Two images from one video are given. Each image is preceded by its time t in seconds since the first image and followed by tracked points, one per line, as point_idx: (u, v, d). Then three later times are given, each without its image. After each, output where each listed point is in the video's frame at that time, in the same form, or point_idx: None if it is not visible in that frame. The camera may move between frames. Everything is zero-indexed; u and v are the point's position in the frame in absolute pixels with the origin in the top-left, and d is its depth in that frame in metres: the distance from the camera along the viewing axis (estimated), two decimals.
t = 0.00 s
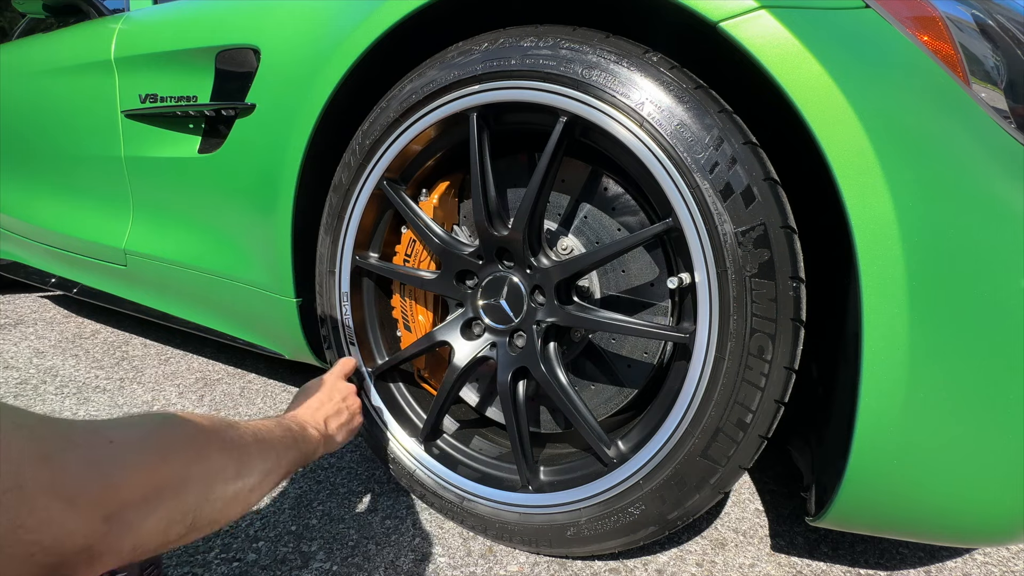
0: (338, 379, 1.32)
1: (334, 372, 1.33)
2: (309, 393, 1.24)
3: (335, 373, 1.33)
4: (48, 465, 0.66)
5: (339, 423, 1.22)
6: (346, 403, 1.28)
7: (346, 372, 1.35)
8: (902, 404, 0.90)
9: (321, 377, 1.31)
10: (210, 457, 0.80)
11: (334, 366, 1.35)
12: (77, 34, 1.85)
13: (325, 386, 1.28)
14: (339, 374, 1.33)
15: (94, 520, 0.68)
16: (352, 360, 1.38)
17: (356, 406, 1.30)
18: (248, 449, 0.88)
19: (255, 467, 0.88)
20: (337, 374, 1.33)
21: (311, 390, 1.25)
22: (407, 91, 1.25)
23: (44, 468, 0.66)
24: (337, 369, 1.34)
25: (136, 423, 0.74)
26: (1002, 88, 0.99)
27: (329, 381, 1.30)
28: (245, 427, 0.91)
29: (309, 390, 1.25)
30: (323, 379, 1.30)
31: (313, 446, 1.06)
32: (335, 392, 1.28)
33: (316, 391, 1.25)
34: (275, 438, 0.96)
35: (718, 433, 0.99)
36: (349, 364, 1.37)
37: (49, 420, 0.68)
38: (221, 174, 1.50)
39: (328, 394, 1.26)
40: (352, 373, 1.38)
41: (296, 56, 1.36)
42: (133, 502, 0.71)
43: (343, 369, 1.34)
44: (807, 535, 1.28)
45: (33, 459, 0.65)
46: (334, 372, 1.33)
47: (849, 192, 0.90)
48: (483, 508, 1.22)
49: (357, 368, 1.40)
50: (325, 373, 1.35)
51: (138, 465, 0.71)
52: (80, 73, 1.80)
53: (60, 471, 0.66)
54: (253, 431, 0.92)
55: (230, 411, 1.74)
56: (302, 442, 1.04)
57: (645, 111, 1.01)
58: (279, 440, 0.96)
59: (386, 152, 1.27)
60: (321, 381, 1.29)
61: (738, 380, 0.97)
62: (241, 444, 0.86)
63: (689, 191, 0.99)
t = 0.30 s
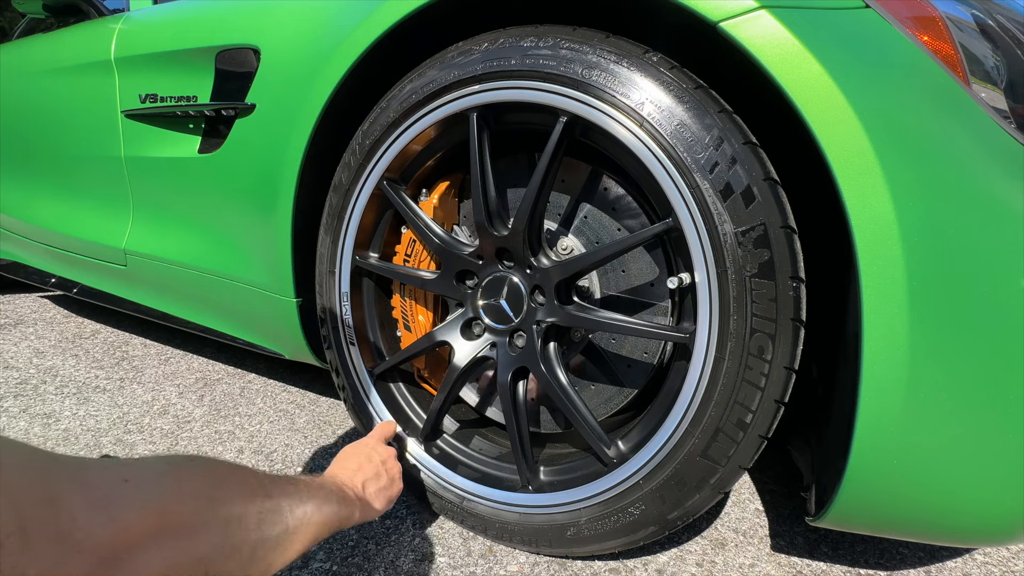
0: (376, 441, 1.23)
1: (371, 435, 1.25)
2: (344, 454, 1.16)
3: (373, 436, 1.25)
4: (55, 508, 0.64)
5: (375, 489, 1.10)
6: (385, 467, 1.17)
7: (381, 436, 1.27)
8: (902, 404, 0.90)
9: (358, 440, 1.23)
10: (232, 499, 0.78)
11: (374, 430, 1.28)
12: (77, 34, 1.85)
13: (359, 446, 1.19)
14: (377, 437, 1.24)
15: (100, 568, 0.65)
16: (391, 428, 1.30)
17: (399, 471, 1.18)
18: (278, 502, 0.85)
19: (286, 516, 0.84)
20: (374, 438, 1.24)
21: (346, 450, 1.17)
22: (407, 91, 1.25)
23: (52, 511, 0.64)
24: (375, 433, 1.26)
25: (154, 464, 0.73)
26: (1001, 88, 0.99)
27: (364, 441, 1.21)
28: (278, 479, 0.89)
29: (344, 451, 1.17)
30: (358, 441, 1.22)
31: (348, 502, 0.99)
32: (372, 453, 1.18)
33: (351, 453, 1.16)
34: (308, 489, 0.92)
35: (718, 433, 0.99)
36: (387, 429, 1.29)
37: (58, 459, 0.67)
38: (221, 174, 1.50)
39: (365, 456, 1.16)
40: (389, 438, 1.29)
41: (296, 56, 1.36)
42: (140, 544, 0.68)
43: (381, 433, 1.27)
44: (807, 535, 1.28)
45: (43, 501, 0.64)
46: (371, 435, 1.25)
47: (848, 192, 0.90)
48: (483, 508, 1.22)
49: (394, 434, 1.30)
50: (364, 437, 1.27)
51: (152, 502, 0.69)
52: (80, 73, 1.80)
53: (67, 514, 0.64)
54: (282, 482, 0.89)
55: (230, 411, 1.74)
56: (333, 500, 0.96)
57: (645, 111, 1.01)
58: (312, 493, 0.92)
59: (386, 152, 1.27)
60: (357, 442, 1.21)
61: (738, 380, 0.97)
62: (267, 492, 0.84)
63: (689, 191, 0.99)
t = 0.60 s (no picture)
0: (432, 490, 1.19)
1: (427, 483, 1.20)
2: (399, 505, 1.14)
3: (430, 483, 1.21)
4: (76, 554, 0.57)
5: (430, 542, 1.08)
6: (440, 517, 1.13)
7: (439, 483, 1.21)
8: (902, 404, 0.90)
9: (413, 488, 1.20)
10: (260, 552, 0.71)
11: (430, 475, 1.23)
12: (77, 34, 1.85)
13: (414, 495, 1.16)
14: (433, 484, 1.20)
15: None
16: (449, 473, 1.24)
17: (454, 524, 1.15)
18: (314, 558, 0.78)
19: (329, 565, 0.80)
20: (431, 486, 1.20)
21: (400, 500, 1.16)
22: (407, 91, 1.25)
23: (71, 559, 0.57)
24: (431, 479, 1.21)
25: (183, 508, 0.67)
26: (1002, 87, 0.99)
27: (420, 488, 1.18)
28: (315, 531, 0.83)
29: (399, 501, 1.15)
30: (413, 489, 1.19)
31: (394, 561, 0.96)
32: (427, 502, 1.15)
33: (405, 502, 1.14)
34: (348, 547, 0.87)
35: (718, 433, 0.99)
36: (444, 473, 1.23)
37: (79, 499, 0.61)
38: (221, 174, 1.50)
39: (420, 505, 1.14)
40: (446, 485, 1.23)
41: (296, 57, 1.36)
42: None
43: (437, 479, 1.22)
44: (807, 535, 1.28)
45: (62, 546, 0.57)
46: (426, 483, 1.20)
47: (848, 192, 0.90)
48: (483, 508, 1.22)
49: (452, 481, 1.24)
50: (421, 484, 1.23)
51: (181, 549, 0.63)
52: (80, 73, 1.80)
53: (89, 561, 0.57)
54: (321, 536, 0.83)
55: (230, 411, 1.74)
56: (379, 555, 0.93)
57: (645, 111, 1.01)
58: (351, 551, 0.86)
59: (386, 152, 1.27)
60: (411, 489, 1.18)
61: (738, 380, 0.97)
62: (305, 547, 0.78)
63: (689, 191, 0.99)
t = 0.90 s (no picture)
0: (505, 516, 1.13)
1: (500, 507, 1.14)
2: (470, 530, 1.09)
3: (503, 508, 1.14)
4: None
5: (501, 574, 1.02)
6: (513, 547, 1.06)
7: (511, 509, 1.14)
8: (901, 404, 0.90)
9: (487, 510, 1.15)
10: None
11: (502, 500, 1.16)
12: (77, 34, 1.85)
13: (485, 520, 1.11)
14: (505, 509, 1.14)
15: None
16: (521, 498, 1.16)
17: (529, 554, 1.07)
18: None
19: None
20: (504, 512, 1.13)
21: (471, 525, 1.10)
22: (407, 91, 1.25)
23: None
24: (505, 504, 1.15)
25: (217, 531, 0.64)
26: (1002, 88, 0.99)
27: (491, 513, 1.13)
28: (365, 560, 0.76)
29: (470, 526, 1.10)
30: (484, 513, 1.13)
31: None
32: (499, 530, 1.09)
33: (477, 528, 1.08)
34: None
35: (718, 433, 0.99)
36: (517, 498, 1.16)
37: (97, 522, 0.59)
38: (221, 174, 1.50)
39: (491, 533, 1.08)
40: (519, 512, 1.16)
41: (296, 57, 1.36)
42: None
43: (509, 503, 1.15)
44: (807, 535, 1.28)
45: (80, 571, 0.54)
46: (500, 507, 1.14)
47: (848, 192, 0.90)
48: (483, 508, 1.22)
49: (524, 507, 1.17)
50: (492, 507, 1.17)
51: None
52: (80, 73, 1.80)
53: None
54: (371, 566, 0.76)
55: (230, 411, 1.74)
56: None
57: (645, 110, 1.01)
58: None
59: (386, 152, 1.27)
60: (483, 513, 1.13)
61: (738, 380, 0.97)
62: None
63: (689, 191, 0.99)
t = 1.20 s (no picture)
0: (521, 525, 1.07)
1: (517, 515, 1.09)
2: (481, 531, 1.04)
3: (520, 516, 1.09)
4: None
5: None
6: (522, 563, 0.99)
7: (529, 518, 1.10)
8: (901, 404, 0.90)
9: (502, 515, 1.10)
10: None
11: (523, 507, 1.12)
12: (77, 34, 1.85)
13: (498, 525, 1.06)
14: (523, 518, 1.09)
15: None
16: (541, 511, 1.12)
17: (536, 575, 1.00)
18: None
19: None
20: (520, 520, 1.08)
21: (483, 528, 1.05)
22: (407, 91, 1.25)
23: None
24: (523, 513, 1.10)
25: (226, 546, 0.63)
26: (1002, 88, 0.99)
27: (507, 519, 1.08)
28: None
29: (481, 528, 1.05)
30: (499, 517, 1.08)
31: None
32: (511, 540, 1.03)
33: (489, 534, 1.03)
34: None
35: (718, 433, 0.99)
36: (537, 506, 1.13)
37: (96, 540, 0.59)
38: (221, 174, 1.50)
39: (502, 541, 1.01)
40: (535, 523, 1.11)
41: (296, 57, 1.36)
42: None
43: (528, 513, 1.11)
44: (807, 535, 1.28)
45: None
46: (517, 515, 1.09)
47: (848, 192, 0.90)
48: (484, 508, 1.21)
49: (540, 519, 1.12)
50: (509, 514, 1.12)
51: None
52: (80, 73, 1.80)
53: None
54: None
55: (230, 411, 1.74)
56: (449, 575, 0.83)
57: (645, 111, 1.01)
58: None
59: (386, 152, 1.28)
60: (498, 517, 1.08)
61: (738, 380, 0.97)
62: None
63: (689, 191, 0.99)
